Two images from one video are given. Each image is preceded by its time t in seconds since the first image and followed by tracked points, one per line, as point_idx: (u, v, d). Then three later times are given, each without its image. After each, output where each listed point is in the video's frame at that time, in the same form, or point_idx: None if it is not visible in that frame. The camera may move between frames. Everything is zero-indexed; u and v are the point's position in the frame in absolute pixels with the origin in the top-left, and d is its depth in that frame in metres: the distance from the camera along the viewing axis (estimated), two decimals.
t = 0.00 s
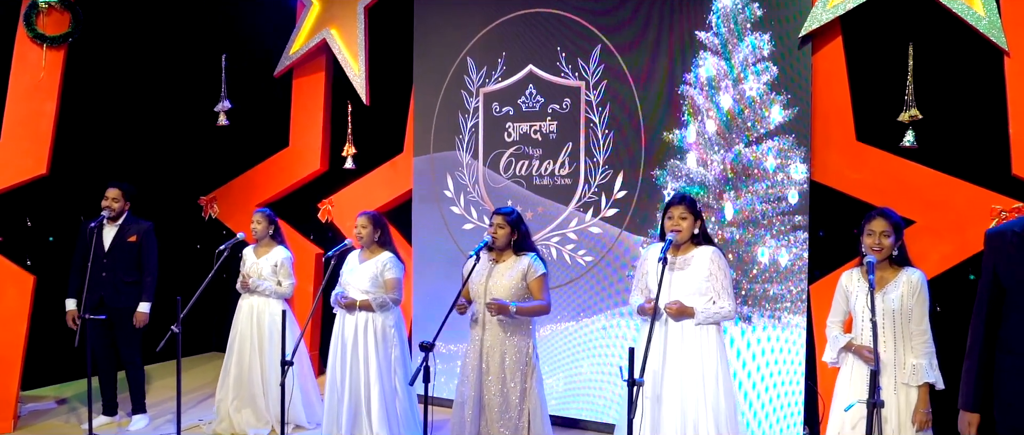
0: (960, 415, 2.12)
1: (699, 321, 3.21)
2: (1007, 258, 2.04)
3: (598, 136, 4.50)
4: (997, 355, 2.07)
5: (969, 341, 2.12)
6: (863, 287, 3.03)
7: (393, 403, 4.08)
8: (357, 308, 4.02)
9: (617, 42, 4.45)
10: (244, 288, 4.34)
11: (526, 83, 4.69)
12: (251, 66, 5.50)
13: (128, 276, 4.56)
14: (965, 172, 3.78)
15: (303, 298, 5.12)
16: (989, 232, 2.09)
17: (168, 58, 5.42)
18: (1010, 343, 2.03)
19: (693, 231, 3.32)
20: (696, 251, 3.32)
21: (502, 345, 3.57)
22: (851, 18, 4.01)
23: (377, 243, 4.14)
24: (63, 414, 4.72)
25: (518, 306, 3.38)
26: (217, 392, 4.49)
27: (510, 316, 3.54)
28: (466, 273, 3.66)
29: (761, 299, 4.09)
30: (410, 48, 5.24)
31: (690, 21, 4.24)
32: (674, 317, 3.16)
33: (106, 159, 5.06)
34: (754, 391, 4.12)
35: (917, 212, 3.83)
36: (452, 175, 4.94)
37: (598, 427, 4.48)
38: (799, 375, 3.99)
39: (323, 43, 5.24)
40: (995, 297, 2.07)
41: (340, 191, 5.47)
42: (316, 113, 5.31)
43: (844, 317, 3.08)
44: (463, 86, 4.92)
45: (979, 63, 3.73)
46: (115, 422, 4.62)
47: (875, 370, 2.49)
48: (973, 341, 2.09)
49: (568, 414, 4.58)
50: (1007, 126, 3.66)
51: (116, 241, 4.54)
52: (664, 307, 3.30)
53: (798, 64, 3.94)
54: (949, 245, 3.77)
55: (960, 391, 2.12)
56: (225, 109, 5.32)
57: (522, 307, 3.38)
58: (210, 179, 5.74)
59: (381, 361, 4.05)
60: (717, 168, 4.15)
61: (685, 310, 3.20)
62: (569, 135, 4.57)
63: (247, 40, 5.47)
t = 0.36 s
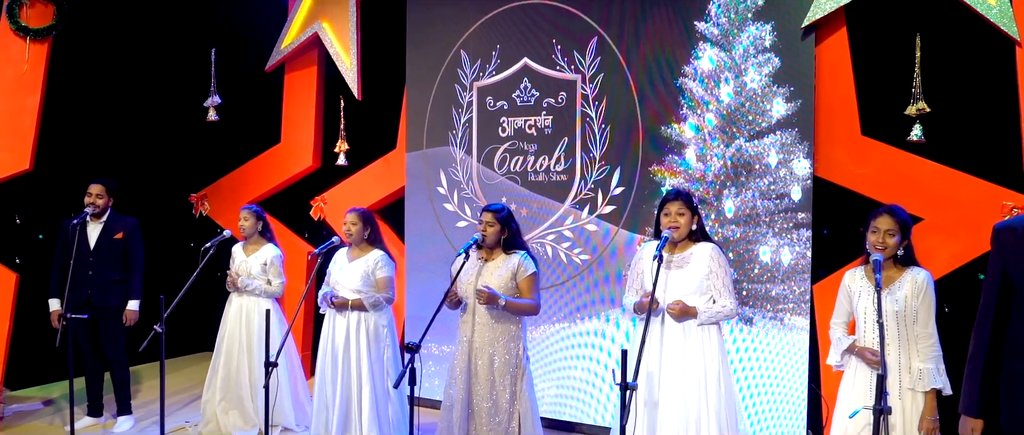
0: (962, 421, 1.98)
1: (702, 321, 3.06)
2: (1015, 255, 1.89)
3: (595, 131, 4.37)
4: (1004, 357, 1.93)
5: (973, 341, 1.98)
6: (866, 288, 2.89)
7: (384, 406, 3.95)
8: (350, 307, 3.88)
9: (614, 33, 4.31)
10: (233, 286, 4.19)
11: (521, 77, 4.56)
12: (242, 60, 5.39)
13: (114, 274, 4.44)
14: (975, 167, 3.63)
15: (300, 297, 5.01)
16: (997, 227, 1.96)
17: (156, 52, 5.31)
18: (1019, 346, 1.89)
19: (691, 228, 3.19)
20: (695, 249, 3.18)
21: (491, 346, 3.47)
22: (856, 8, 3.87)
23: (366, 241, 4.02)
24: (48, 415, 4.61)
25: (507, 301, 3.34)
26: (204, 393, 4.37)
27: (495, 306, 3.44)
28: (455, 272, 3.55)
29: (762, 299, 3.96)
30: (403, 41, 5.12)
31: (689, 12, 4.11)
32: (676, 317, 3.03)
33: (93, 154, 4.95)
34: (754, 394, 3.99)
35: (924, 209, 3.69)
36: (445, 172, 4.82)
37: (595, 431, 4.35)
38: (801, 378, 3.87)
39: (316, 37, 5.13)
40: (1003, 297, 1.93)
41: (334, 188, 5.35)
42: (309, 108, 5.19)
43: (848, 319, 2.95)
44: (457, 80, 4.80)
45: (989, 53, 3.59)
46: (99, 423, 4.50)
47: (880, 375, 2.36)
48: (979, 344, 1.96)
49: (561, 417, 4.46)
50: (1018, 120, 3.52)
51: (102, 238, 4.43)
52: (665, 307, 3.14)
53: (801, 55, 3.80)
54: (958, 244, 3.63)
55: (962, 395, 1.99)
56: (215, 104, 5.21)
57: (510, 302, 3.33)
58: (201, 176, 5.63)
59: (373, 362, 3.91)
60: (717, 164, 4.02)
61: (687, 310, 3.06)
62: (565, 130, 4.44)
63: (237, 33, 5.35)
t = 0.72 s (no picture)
0: (999, 424, 1.85)
1: (710, 317, 2.93)
2: None
3: (597, 122, 4.24)
4: None
5: (1009, 336, 1.84)
6: (876, 282, 2.75)
7: (379, 406, 3.84)
8: (346, 304, 3.78)
9: (616, 22, 4.18)
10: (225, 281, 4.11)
11: (521, 67, 4.44)
12: (238, 52, 5.29)
13: (106, 268, 4.33)
14: (994, 159, 3.47)
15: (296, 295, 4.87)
16: None
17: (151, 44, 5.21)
18: None
19: (695, 220, 3.06)
20: (699, 242, 3.05)
21: (487, 342, 3.35)
22: None
23: (361, 235, 3.90)
24: (40, 413, 4.51)
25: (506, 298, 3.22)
26: (196, 391, 4.27)
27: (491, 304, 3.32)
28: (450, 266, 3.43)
29: (770, 297, 3.82)
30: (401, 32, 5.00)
31: None
32: (686, 314, 2.87)
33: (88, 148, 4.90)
34: (762, 395, 3.86)
35: (939, 202, 3.55)
36: (444, 165, 4.70)
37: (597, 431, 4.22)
38: (811, 378, 3.74)
39: (313, 28, 5.02)
40: None
41: (332, 182, 5.25)
42: (307, 101, 5.09)
43: (853, 314, 2.81)
44: (456, 71, 4.69)
45: (1008, 40, 3.44)
46: (91, 421, 4.40)
47: (897, 373, 2.22)
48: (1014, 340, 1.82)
49: (561, 418, 4.33)
50: None
51: (93, 232, 4.31)
52: (669, 304, 3.01)
53: (810, 42, 3.67)
54: (975, 238, 3.49)
55: (998, 395, 1.85)
56: (211, 97, 5.11)
57: (507, 299, 3.22)
58: (197, 171, 5.54)
59: (367, 360, 3.80)
60: (722, 156, 3.88)
61: (697, 307, 2.91)
62: (566, 122, 4.32)
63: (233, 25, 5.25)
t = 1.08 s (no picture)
0: None
1: (730, 315, 2.78)
2: None
3: (612, 113, 4.10)
4: None
5: None
6: (905, 277, 2.59)
7: (386, 405, 3.73)
8: (352, 300, 3.66)
9: (632, 10, 4.04)
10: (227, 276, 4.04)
11: (535, 58, 4.32)
12: (248, 45, 5.21)
13: (113, 263, 4.25)
14: None
15: (304, 290, 4.75)
16: None
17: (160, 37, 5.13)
18: None
19: (714, 213, 2.92)
20: (718, 235, 2.90)
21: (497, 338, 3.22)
22: None
23: (368, 229, 3.81)
24: (47, 410, 4.45)
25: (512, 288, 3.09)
26: (202, 389, 4.20)
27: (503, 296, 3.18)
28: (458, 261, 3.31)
29: (794, 295, 3.66)
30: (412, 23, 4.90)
31: None
32: (704, 311, 2.74)
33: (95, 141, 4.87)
34: (785, 396, 3.70)
35: (972, 195, 3.38)
36: (455, 159, 4.59)
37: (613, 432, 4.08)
38: (838, 380, 3.57)
39: (323, 20, 4.93)
40: None
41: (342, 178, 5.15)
42: (317, 95, 5.00)
43: (876, 311, 2.66)
44: (468, 63, 4.57)
45: None
46: (98, 419, 4.33)
47: (932, 375, 2.06)
48: None
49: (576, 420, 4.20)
50: None
51: (100, 226, 4.24)
52: (688, 298, 2.88)
53: (835, 28, 3.51)
54: (1010, 233, 3.31)
55: None
56: (220, 91, 5.04)
57: (517, 294, 3.09)
58: (208, 166, 5.47)
59: (373, 359, 3.70)
60: (743, 147, 3.73)
61: (716, 304, 2.77)
62: (581, 113, 4.18)
63: (243, 18, 5.17)
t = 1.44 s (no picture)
0: None
1: (746, 314, 2.67)
2: None
3: (630, 107, 3.98)
4: None
5: None
6: (940, 275, 2.45)
7: (395, 404, 3.66)
8: (357, 297, 3.61)
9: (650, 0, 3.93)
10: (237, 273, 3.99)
11: (551, 50, 4.21)
12: (263, 40, 5.17)
13: (125, 260, 4.17)
14: None
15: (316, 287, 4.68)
16: None
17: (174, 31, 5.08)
18: None
19: (735, 207, 2.79)
20: (739, 231, 2.77)
21: (509, 335, 3.13)
22: None
23: (379, 225, 3.74)
24: (60, 406, 4.43)
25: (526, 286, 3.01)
26: (212, 388, 4.16)
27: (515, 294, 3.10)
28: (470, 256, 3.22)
29: (819, 294, 3.52)
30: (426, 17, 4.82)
31: None
32: (719, 309, 2.64)
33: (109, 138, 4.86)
34: (808, 399, 3.56)
35: (1009, 190, 3.22)
36: (470, 154, 4.50)
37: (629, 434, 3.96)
38: (864, 383, 3.43)
39: (338, 15, 4.84)
40: None
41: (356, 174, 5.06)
42: (331, 89, 4.93)
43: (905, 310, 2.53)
44: (483, 56, 4.48)
45: None
46: (110, 416, 4.30)
47: (971, 378, 1.93)
48: None
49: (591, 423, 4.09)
50: None
51: (112, 223, 4.18)
52: (703, 295, 2.76)
53: (863, 15, 3.36)
54: None
55: None
56: (234, 86, 4.99)
57: (529, 291, 2.99)
58: (222, 162, 5.44)
59: (381, 357, 3.63)
60: (765, 140, 3.60)
61: (732, 302, 2.66)
62: (598, 107, 4.07)
63: (257, 13, 5.13)
